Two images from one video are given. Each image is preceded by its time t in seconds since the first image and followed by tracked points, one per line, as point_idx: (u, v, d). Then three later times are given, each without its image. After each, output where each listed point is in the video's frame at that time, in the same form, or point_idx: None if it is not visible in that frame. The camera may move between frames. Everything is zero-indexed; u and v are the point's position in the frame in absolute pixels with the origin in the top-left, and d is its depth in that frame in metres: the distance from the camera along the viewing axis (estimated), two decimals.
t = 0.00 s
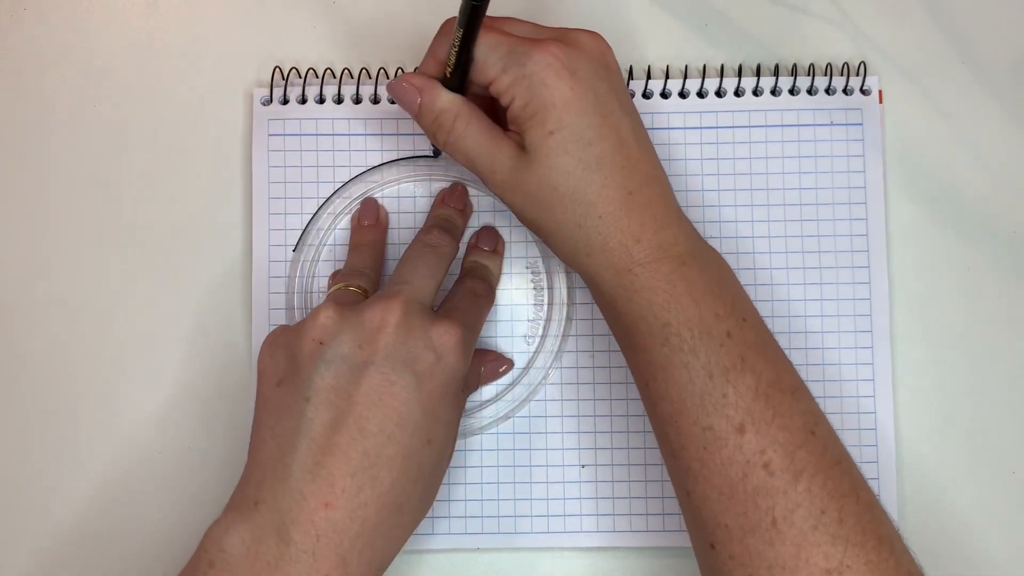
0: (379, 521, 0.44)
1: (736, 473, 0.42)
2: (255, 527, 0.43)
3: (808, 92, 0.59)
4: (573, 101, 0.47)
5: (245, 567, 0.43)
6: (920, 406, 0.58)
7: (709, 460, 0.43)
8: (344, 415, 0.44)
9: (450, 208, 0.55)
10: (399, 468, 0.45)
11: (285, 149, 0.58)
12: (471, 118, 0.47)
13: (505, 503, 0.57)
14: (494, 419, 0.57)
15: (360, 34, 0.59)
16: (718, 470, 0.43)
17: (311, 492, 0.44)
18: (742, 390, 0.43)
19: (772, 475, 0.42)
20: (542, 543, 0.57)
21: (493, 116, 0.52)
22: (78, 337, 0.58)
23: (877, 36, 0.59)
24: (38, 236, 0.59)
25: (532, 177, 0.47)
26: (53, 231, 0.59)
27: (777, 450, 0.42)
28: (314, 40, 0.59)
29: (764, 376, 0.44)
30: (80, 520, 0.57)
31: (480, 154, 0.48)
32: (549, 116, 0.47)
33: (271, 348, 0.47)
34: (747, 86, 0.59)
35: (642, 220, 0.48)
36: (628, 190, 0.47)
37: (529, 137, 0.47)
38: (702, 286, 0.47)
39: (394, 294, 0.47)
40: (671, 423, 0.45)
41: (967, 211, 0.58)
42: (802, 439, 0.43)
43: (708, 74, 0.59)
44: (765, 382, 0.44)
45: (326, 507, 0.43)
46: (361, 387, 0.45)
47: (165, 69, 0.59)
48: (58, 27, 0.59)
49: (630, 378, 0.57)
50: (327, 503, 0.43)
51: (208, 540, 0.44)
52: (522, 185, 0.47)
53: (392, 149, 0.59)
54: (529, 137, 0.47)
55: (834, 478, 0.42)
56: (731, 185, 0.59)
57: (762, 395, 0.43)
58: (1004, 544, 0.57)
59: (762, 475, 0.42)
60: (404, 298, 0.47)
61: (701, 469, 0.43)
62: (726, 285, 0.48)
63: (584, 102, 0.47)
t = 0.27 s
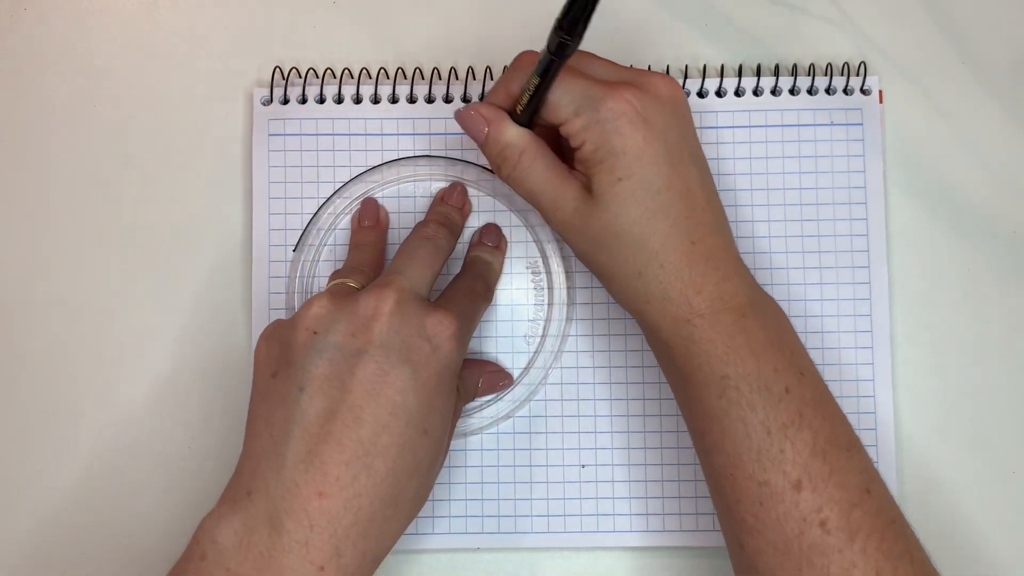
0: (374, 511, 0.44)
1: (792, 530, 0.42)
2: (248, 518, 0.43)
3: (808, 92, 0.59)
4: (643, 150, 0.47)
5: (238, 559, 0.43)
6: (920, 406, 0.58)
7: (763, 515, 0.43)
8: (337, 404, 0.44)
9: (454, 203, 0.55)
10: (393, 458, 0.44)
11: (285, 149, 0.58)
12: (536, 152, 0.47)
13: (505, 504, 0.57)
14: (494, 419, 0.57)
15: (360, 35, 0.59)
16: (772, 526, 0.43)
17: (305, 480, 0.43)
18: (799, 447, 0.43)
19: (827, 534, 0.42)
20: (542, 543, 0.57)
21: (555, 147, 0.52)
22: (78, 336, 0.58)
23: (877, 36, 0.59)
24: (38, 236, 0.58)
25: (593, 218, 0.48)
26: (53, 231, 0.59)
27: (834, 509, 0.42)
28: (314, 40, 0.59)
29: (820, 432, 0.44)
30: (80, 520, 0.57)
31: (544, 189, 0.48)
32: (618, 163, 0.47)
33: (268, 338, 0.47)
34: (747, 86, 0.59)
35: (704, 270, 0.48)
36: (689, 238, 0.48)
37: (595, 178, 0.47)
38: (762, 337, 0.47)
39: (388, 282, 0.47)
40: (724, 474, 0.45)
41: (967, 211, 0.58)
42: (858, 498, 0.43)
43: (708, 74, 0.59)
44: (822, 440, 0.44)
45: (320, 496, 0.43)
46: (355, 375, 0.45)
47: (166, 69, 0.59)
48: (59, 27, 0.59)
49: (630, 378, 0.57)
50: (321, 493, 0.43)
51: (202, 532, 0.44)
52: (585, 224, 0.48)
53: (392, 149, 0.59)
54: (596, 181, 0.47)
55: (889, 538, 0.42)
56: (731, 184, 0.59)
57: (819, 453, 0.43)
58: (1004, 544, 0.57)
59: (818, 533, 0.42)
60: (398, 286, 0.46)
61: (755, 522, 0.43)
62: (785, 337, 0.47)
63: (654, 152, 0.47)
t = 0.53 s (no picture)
0: (385, 509, 0.45)
1: (817, 565, 0.43)
2: (260, 516, 0.44)
3: (808, 92, 0.59)
4: (675, 183, 0.47)
5: (249, 558, 0.43)
6: (920, 406, 0.58)
7: (788, 549, 0.44)
8: (348, 403, 0.44)
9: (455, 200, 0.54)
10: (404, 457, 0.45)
11: (285, 149, 0.58)
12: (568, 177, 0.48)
13: (505, 503, 0.57)
14: (494, 419, 0.57)
15: (360, 34, 0.59)
16: (798, 559, 0.44)
17: (317, 479, 0.44)
18: (825, 482, 0.45)
19: (853, 569, 0.43)
20: (542, 543, 0.57)
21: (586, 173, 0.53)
22: (77, 337, 0.58)
23: (877, 36, 0.59)
24: (37, 237, 0.58)
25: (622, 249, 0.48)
26: (52, 232, 0.58)
27: (860, 545, 0.44)
28: (314, 40, 0.59)
29: (845, 467, 0.46)
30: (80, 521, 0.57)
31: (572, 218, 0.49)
32: (649, 196, 0.47)
33: (277, 336, 0.48)
34: (747, 86, 0.59)
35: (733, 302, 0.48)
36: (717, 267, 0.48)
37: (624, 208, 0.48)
38: (789, 372, 0.48)
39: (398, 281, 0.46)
40: (751, 507, 0.46)
41: (966, 212, 0.59)
42: (883, 533, 0.44)
43: (709, 74, 0.59)
44: (847, 474, 0.45)
45: (332, 494, 0.44)
46: (364, 374, 0.45)
47: (164, 69, 0.59)
48: (57, 27, 0.59)
49: (629, 378, 0.57)
50: (333, 491, 0.44)
51: (210, 531, 0.44)
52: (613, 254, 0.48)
53: (392, 149, 0.59)
54: (627, 212, 0.47)
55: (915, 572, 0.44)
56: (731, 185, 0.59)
57: (844, 487, 0.45)
58: (1003, 543, 0.57)
59: (844, 568, 0.43)
60: (407, 285, 0.46)
61: (779, 555, 0.44)
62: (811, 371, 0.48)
63: (685, 184, 0.47)
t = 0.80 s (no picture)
0: (381, 496, 0.45)
1: None
2: (254, 504, 0.44)
3: (808, 92, 0.59)
4: (732, 299, 0.47)
5: (244, 546, 0.44)
6: (920, 406, 0.58)
7: None
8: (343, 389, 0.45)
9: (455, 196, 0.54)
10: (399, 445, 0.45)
11: (285, 149, 0.58)
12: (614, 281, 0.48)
13: (505, 503, 0.57)
14: (494, 419, 0.57)
15: (360, 35, 0.59)
16: None
17: (312, 466, 0.44)
18: None
19: None
20: (542, 543, 0.57)
21: (635, 275, 0.53)
22: (77, 337, 0.58)
23: (877, 35, 0.59)
24: (37, 238, 0.58)
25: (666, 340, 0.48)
26: (53, 232, 0.58)
27: None
28: (314, 40, 0.59)
29: None
30: (81, 520, 0.57)
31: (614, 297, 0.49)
32: (704, 309, 0.47)
33: (273, 324, 0.48)
34: (747, 86, 0.59)
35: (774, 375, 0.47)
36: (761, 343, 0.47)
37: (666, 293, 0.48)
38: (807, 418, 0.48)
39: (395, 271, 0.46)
40: None
41: (966, 212, 0.58)
42: None
43: (708, 74, 0.59)
44: None
45: (327, 483, 0.44)
46: (360, 361, 0.45)
47: (165, 69, 0.59)
48: (58, 28, 0.59)
49: (629, 378, 0.57)
50: (328, 478, 0.44)
51: (207, 518, 0.45)
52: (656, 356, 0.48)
53: (392, 149, 0.59)
54: (680, 323, 0.47)
55: None
56: (731, 185, 0.59)
57: None
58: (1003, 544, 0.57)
59: None
60: (404, 274, 0.46)
61: None
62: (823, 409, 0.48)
63: (741, 299, 0.47)
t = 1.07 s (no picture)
0: (365, 486, 0.45)
1: None
2: (241, 488, 0.44)
3: (808, 92, 0.59)
4: (655, 507, 0.41)
5: (231, 530, 0.43)
6: (920, 406, 0.58)
7: None
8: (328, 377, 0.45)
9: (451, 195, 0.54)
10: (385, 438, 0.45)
11: (285, 149, 0.58)
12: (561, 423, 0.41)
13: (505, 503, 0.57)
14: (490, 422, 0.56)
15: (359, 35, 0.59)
16: None
17: (298, 454, 0.44)
18: None
19: None
20: (542, 543, 0.57)
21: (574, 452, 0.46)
22: (78, 337, 0.58)
23: (877, 35, 0.59)
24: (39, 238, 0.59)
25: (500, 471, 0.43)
26: (53, 231, 0.59)
27: None
28: (314, 40, 0.59)
29: None
30: (82, 520, 0.57)
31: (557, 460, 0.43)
32: (630, 518, 0.41)
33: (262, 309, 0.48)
34: (747, 86, 0.59)
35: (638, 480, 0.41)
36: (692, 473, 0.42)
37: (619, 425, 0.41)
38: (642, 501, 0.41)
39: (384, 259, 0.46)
40: None
41: (967, 212, 0.58)
42: None
43: (708, 74, 0.59)
44: None
45: (312, 471, 0.44)
46: (349, 350, 0.45)
47: (164, 70, 0.59)
48: (58, 28, 0.59)
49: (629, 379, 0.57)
50: (313, 467, 0.44)
51: (195, 503, 0.45)
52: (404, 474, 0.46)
53: (392, 149, 0.59)
54: (608, 529, 0.41)
55: None
56: (731, 185, 0.59)
57: None
58: (1002, 544, 0.57)
59: None
60: (395, 264, 0.46)
61: None
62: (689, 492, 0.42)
63: (671, 504, 0.41)
